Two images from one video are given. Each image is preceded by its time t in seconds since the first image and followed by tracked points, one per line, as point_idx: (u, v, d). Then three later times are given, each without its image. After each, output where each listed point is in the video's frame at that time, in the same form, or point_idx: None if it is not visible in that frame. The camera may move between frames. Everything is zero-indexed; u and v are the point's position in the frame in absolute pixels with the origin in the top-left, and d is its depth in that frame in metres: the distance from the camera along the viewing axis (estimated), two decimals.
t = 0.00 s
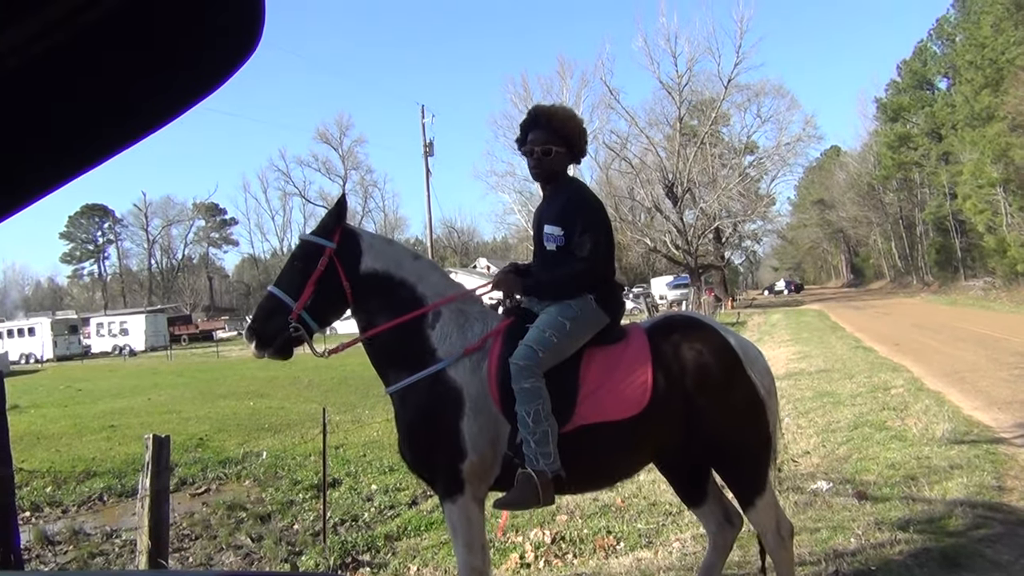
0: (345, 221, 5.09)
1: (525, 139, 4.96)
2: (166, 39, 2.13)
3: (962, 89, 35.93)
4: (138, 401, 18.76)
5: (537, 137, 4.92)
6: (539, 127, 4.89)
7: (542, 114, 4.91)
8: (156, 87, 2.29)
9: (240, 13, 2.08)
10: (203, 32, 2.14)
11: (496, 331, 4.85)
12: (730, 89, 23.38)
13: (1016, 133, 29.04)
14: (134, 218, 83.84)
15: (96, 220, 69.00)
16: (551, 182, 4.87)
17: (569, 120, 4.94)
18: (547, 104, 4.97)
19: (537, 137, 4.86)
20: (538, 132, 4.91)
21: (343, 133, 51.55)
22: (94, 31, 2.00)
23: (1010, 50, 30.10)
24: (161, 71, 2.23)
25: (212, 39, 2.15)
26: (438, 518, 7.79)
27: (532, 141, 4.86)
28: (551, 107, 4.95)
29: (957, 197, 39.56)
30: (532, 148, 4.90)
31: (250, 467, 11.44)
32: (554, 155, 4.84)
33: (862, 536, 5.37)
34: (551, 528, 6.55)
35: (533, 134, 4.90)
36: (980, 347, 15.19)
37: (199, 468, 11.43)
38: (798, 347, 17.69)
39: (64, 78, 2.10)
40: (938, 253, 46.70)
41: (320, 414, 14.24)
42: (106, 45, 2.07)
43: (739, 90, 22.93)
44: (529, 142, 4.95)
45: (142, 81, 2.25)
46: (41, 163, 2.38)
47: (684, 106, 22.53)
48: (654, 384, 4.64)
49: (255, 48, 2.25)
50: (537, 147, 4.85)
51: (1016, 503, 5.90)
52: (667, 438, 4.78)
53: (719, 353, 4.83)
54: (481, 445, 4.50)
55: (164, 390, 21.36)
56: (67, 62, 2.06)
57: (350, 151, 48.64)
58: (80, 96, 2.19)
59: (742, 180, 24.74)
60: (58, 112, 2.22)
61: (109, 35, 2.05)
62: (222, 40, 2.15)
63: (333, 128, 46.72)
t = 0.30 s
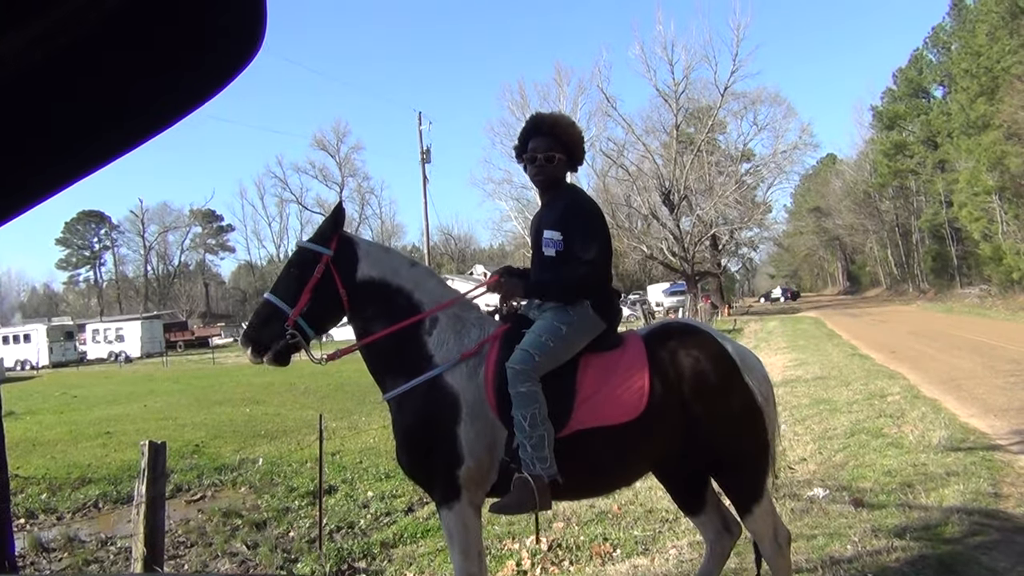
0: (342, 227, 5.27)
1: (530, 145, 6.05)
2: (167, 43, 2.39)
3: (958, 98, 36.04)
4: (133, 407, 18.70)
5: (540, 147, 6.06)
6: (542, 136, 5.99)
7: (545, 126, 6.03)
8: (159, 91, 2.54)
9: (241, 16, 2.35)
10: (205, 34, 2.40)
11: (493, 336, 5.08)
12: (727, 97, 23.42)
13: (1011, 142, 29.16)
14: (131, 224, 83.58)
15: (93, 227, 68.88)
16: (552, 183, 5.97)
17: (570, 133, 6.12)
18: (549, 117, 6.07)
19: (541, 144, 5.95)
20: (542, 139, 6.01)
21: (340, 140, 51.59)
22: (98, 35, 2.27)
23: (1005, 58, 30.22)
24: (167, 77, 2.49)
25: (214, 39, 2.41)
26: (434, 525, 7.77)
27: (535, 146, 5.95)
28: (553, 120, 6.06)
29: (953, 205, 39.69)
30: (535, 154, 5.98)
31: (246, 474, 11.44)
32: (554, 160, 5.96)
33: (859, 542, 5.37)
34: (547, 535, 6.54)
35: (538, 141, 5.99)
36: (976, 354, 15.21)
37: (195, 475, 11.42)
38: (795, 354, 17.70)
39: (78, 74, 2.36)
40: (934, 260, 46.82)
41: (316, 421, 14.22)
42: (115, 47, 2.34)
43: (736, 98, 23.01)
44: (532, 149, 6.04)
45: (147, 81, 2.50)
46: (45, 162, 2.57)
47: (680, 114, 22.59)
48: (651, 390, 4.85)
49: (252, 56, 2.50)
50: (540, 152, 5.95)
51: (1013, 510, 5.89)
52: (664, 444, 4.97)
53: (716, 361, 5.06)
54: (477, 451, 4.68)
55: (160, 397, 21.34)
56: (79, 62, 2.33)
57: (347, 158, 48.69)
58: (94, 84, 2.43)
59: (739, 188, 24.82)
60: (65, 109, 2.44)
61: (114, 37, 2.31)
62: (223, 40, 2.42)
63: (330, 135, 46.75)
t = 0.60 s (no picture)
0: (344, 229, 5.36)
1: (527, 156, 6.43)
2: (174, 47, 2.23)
3: (954, 112, 36.14)
4: (125, 412, 18.64)
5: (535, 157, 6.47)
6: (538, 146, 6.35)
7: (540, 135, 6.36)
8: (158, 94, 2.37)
9: (249, 21, 2.19)
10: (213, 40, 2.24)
11: (490, 343, 5.29)
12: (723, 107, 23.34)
13: (1007, 155, 29.32)
14: (125, 227, 83.32)
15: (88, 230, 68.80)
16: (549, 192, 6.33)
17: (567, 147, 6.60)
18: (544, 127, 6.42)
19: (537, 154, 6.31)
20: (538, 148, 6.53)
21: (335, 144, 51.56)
22: (100, 36, 2.10)
23: (1001, 72, 30.30)
24: (169, 86, 2.34)
25: (223, 45, 2.25)
26: (428, 533, 7.74)
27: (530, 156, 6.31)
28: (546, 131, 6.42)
29: (948, 218, 39.78)
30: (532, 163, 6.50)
31: (238, 479, 11.41)
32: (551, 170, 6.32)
33: (852, 555, 5.37)
34: (542, 544, 6.53)
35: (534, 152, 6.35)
36: (971, 367, 15.22)
37: (187, 480, 11.39)
38: (790, 365, 17.72)
39: (77, 78, 2.18)
40: (928, 273, 47.12)
41: (309, 427, 14.16)
42: (114, 43, 2.14)
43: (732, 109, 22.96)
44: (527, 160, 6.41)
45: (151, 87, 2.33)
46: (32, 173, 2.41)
47: (677, 123, 22.71)
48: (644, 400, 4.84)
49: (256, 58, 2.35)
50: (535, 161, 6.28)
51: (1006, 524, 5.88)
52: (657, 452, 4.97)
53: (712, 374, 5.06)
54: (473, 457, 4.68)
55: (154, 402, 21.28)
56: (88, 65, 2.17)
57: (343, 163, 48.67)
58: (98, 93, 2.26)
59: (734, 199, 24.82)
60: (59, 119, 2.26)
61: (115, 39, 2.15)
62: (232, 46, 2.26)
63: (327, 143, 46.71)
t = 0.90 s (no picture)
0: (319, 239, 4.90)
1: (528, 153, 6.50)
2: (161, 36, 2.18)
3: (990, 112, 34.27)
4: (82, 435, 17.36)
5: (537, 155, 6.48)
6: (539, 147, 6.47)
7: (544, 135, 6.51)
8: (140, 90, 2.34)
9: (233, 14, 2.13)
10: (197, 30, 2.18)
11: (480, 359, 4.73)
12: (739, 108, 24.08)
13: None
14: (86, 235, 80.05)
15: (44, 233, 66.12)
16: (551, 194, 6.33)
17: (572, 142, 6.64)
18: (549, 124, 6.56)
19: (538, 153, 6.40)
20: (540, 146, 6.50)
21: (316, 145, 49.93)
22: (91, 22, 2.02)
23: None
24: (148, 75, 2.29)
25: (205, 38, 2.19)
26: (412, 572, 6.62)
27: (532, 156, 6.39)
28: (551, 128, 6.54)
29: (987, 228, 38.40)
30: (533, 161, 6.45)
31: (205, 511, 10.23)
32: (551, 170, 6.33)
33: None
34: None
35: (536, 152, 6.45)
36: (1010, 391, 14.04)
37: (149, 511, 10.23)
38: (813, 388, 16.52)
39: (57, 63, 2.09)
40: (966, 287, 46.14)
41: (283, 453, 12.99)
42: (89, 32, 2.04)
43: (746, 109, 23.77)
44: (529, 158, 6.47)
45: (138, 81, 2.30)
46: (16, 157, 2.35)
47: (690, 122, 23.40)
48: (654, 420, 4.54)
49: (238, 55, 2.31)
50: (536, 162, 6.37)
51: None
52: (668, 474, 4.66)
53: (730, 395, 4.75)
54: (471, 484, 4.35)
55: (119, 424, 19.91)
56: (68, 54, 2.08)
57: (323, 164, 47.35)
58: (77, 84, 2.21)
59: (752, 205, 25.38)
60: (37, 105, 2.21)
61: (100, 28, 2.07)
62: (213, 40, 2.20)
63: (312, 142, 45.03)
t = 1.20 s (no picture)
0: (285, 253, 4.64)
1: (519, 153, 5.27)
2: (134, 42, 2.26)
3: None
4: (25, 468, 15.97)
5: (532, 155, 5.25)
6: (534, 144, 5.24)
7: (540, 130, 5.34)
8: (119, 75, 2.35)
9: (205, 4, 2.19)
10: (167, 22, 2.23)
11: (473, 388, 4.51)
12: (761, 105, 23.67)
13: None
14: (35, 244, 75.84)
15: None
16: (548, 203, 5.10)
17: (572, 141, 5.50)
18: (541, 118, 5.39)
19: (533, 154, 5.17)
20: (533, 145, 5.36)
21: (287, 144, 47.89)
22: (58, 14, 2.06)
23: None
24: (118, 77, 2.33)
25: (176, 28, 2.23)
26: None
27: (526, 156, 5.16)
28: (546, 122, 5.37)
29: None
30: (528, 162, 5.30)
31: (166, 552, 9.05)
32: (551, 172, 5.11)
33: None
34: None
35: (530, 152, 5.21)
36: None
37: (101, 552, 9.06)
38: (846, 419, 15.20)
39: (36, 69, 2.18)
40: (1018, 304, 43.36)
41: (253, 488, 11.83)
42: None
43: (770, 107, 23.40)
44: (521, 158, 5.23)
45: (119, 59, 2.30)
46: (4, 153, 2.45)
47: (709, 120, 23.08)
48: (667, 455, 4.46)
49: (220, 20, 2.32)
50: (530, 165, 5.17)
51: None
52: (679, 511, 4.56)
53: (746, 424, 4.68)
54: (459, 527, 4.21)
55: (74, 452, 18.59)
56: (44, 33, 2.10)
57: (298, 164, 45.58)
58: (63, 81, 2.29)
59: (779, 214, 24.26)
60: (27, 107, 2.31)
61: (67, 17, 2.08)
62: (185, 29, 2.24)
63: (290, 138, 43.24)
